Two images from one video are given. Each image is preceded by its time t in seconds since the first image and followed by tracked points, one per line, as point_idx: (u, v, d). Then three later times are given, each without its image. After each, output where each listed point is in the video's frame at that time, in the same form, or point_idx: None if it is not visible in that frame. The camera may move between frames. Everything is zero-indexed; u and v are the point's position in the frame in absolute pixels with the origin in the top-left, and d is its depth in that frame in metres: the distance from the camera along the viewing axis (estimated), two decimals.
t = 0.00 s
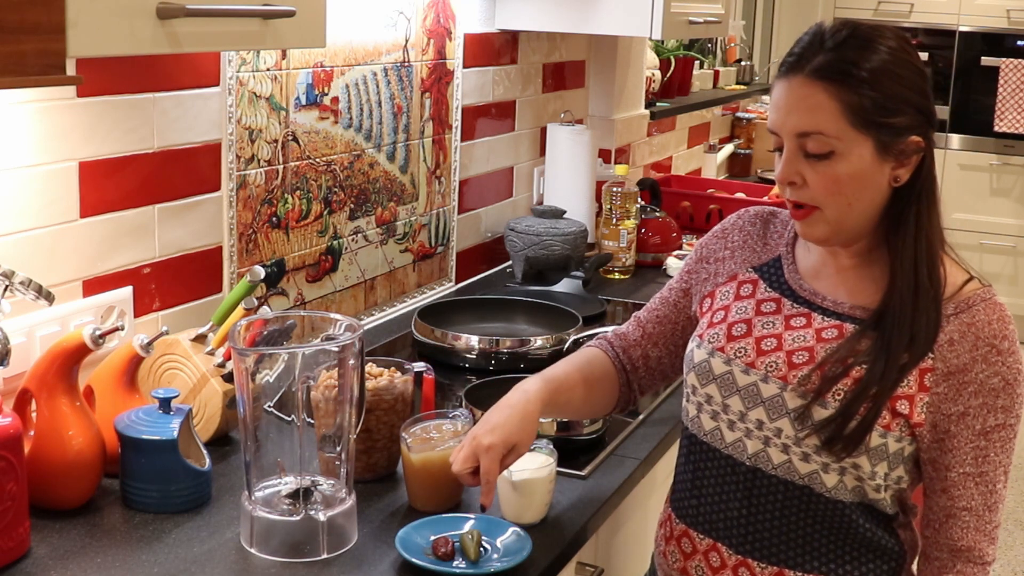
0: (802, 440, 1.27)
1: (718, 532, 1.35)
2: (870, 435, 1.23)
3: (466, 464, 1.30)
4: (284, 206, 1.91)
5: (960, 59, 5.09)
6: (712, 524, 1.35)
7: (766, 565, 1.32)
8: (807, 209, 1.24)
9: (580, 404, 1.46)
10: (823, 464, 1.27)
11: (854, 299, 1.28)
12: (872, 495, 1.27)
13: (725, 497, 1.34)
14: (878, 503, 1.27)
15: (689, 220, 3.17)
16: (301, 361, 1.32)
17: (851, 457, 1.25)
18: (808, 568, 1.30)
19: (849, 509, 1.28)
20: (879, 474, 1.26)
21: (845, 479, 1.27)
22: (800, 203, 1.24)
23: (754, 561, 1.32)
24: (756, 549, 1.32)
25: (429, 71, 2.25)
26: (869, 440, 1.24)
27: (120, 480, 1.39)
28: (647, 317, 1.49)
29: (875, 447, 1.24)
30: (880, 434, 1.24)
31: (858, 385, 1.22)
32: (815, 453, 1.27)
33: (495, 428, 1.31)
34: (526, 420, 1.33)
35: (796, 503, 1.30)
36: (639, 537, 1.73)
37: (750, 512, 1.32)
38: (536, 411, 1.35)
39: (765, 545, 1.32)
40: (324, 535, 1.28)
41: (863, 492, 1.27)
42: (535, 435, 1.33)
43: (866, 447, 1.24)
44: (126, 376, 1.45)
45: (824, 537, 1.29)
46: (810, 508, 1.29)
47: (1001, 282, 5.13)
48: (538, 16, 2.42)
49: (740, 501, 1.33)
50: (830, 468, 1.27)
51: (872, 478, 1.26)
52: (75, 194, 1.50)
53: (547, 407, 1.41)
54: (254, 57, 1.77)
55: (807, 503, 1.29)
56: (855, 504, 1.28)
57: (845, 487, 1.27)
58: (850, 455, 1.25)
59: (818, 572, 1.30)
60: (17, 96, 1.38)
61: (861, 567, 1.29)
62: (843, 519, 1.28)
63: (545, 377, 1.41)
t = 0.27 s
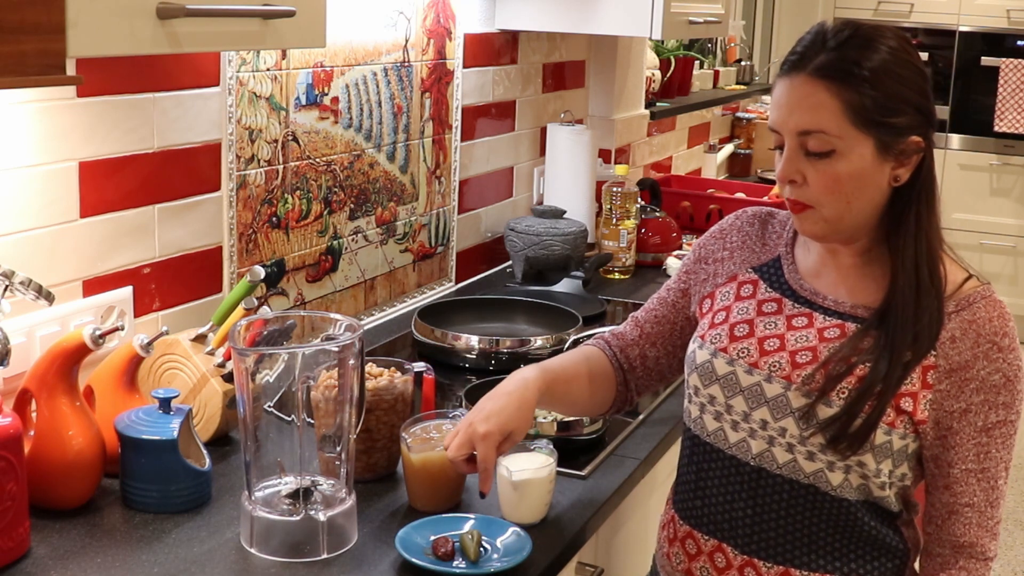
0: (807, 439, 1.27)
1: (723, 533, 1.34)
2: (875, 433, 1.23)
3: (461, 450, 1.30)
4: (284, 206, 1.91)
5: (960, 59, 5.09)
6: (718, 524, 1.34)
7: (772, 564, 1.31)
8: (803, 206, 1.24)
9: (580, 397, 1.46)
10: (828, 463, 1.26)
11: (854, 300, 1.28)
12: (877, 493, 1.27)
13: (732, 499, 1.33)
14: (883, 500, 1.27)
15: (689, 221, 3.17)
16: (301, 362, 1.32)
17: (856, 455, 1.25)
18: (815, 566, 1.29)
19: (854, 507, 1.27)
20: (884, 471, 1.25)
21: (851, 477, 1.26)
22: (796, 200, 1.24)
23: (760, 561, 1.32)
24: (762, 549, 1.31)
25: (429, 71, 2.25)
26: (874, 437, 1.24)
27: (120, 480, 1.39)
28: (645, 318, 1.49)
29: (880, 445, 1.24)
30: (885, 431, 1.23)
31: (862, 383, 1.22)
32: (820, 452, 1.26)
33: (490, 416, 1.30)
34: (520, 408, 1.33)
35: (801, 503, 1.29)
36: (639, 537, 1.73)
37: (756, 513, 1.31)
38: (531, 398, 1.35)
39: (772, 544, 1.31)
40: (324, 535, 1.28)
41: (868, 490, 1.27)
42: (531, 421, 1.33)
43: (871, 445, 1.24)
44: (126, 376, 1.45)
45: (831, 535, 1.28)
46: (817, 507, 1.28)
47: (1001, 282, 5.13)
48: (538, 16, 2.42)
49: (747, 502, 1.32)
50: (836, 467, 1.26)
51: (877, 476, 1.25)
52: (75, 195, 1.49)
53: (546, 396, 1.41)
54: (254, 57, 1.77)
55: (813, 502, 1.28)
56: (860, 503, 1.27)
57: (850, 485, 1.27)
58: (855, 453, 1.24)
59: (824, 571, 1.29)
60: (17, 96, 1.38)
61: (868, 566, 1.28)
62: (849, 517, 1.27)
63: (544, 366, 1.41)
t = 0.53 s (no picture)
0: (811, 437, 1.27)
1: (727, 531, 1.34)
2: (879, 429, 1.23)
3: (463, 456, 1.30)
4: (284, 206, 1.91)
5: (960, 59, 5.09)
6: (721, 523, 1.34)
7: (776, 562, 1.31)
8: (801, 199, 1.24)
9: (574, 395, 1.45)
10: (832, 460, 1.26)
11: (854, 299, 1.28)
12: (882, 489, 1.26)
13: (736, 499, 1.32)
14: (888, 496, 1.27)
15: (689, 221, 3.16)
16: (301, 361, 1.32)
17: (860, 451, 1.25)
18: (820, 564, 1.29)
19: (860, 504, 1.27)
20: (888, 467, 1.25)
21: (856, 474, 1.26)
22: (794, 191, 1.24)
23: (764, 559, 1.31)
24: (766, 547, 1.31)
25: (429, 71, 2.25)
26: (878, 433, 1.24)
27: (120, 480, 1.39)
28: (643, 314, 1.48)
29: (884, 440, 1.24)
30: (889, 427, 1.23)
31: (866, 379, 1.22)
32: (824, 449, 1.26)
33: (491, 422, 1.30)
34: (519, 412, 1.32)
35: (806, 500, 1.28)
36: (639, 537, 1.73)
37: (761, 511, 1.31)
38: (529, 399, 1.34)
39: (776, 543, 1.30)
40: (324, 535, 1.28)
41: (873, 486, 1.27)
42: (530, 423, 1.32)
43: (875, 441, 1.24)
44: (126, 376, 1.45)
45: (837, 532, 1.28)
46: (822, 504, 1.28)
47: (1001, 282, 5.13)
48: (538, 16, 2.42)
49: (752, 504, 1.31)
50: (841, 463, 1.26)
51: (881, 471, 1.25)
52: (75, 194, 1.50)
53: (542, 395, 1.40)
54: (254, 57, 1.77)
55: (817, 498, 1.28)
56: (869, 500, 1.27)
57: (856, 482, 1.27)
58: (860, 449, 1.24)
59: (829, 568, 1.29)
60: (17, 96, 1.38)
61: (871, 564, 1.28)
62: (853, 514, 1.27)
63: (541, 364, 1.40)
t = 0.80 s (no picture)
0: (813, 435, 1.26)
1: (731, 531, 1.33)
2: (881, 426, 1.23)
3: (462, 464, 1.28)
4: (284, 206, 1.91)
5: (960, 59, 5.09)
6: (725, 522, 1.34)
7: (781, 560, 1.30)
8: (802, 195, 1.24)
9: (569, 394, 1.44)
10: (836, 458, 1.26)
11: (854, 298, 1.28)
12: (885, 486, 1.26)
13: (740, 500, 1.32)
14: (891, 493, 1.27)
15: (689, 221, 3.14)
16: (301, 361, 1.32)
17: (863, 449, 1.24)
18: (824, 562, 1.28)
19: (866, 502, 1.26)
20: (891, 463, 1.25)
21: (860, 472, 1.26)
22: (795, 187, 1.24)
23: (769, 558, 1.31)
24: (771, 546, 1.30)
25: (429, 71, 2.25)
26: (880, 430, 1.23)
27: (120, 480, 1.39)
28: (641, 313, 1.48)
29: (886, 438, 1.24)
30: (891, 425, 1.23)
31: (867, 377, 1.22)
32: (827, 447, 1.26)
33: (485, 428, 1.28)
34: (513, 417, 1.31)
35: (810, 499, 1.28)
36: (639, 537, 1.73)
37: (765, 509, 1.30)
38: (523, 404, 1.33)
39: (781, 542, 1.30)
40: (324, 534, 1.28)
41: (876, 483, 1.26)
42: (524, 429, 1.31)
43: (877, 439, 1.24)
44: (126, 376, 1.45)
45: (840, 529, 1.27)
46: (826, 502, 1.27)
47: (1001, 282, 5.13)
48: (538, 16, 2.42)
49: (756, 504, 1.31)
50: (845, 461, 1.26)
51: (883, 469, 1.25)
52: (75, 194, 1.50)
53: (538, 398, 1.39)
54: (254, 57, 1.77)
55: (822, 496, 1.27)
56: (875, 498, 1.27)
57: (860, 480, 1.26)
58: (863, 447, 1.24)
59: (834, 565, 1.28)
60: (17, 96, 1.38)
61: (874, 561, 1.28)
62: (858, 511, 1.27)
63: (535, 367, 1.39)
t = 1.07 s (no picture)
0: (816, 433, 1.26)
1: (734, 529, 1.33)
2: (884, 424, 1.23)
3: (460, 463, 1.28)
4: (284, 206, 1.91)
5: (960, 59, 5.09)
6: (727, 521, 1.34)
7: (784, 558, 1.30)
8: (831, 194, 1.23)
9: (570, 393, 1.44)
10: (839, 456, 1.26)
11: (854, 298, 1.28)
12: (886, 483, 1.26)
13: (744, 497, 1.32)
14: (894, 490, 1.26)
15: (689, 221, 3.15)
16: (301, 361, 1.32)
17: (866, 445, 1.24)
18: (827, 559, 1.28)
19: (869, 500, 1.26)
20: (894, 461, 1.25)
21: (863, 470, 1.25)
22: (825, 186, 1.22)
23: (772, 555, 1.30)
24: (774, 543, 1.30)
25: (429, 71, 2.25)
26: (883, 428, 1.23)
27: (120, 480, 1.39)
28: (641, 313, 1.48)
29: (889, 436, 1.23)
30: (894, 423, 1.23)
31: (869, 375, 1.22)
32: (831, 446, 1.26)
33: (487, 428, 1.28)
34: (514, 418, 1.31)
35: (812, 497, 1.28)
36: (639, 537, 1.73)
37: (768, 507, 1.30)
38: (524, 403, 1.33)
39: (784, 540, 1.30)
40: (324, 535, 1.28)
41: (879, 481, 1.26)
42: (525, 429, 1.31)
43: (880, 436, 1.23)
44: (126, 376, 1.45)
45: (844, 526, 1.27)
46: (829, 500, 1.27)
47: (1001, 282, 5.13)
48: (538, 16, 2.42)
49: (760, 502, 1.31)
50: (847, 459, 1.26)
51: (886, 466, 1.25)
52: (75, 195, 1.49)
53: (539, 398, 1.39)
54: (254, 57, 1.77)
55: (824, 494, 1.27)
56: (877, 495, 1.26)
57: (863, 477, 1.26)
58: (866, 444, 1.24)
59: (836, 563, 1.28)
60: (17, 96, 1.38)
61: (877, 558, 1.28)
62: (861, 508, 1.26)
63: (535, 367, 1.39)
